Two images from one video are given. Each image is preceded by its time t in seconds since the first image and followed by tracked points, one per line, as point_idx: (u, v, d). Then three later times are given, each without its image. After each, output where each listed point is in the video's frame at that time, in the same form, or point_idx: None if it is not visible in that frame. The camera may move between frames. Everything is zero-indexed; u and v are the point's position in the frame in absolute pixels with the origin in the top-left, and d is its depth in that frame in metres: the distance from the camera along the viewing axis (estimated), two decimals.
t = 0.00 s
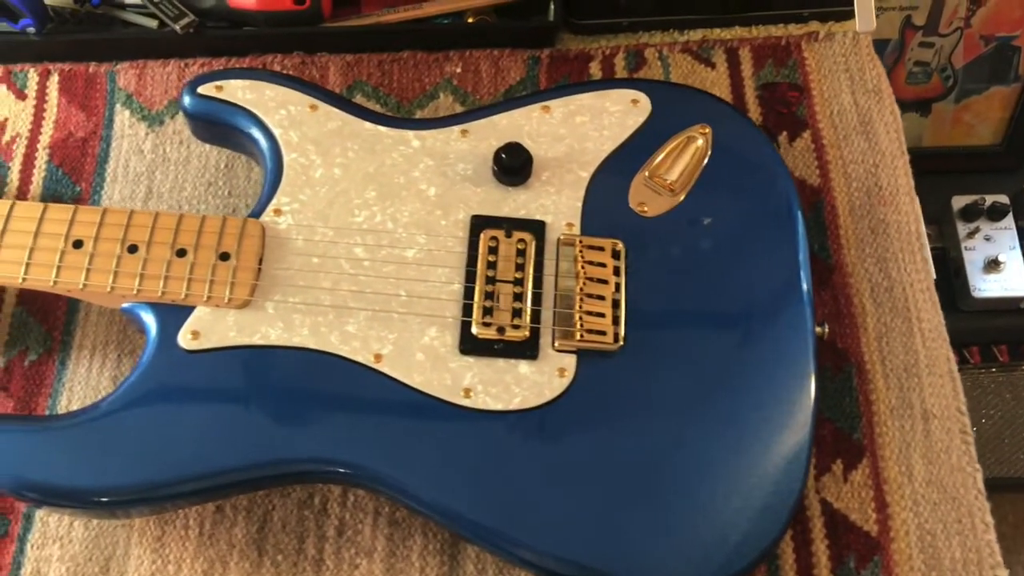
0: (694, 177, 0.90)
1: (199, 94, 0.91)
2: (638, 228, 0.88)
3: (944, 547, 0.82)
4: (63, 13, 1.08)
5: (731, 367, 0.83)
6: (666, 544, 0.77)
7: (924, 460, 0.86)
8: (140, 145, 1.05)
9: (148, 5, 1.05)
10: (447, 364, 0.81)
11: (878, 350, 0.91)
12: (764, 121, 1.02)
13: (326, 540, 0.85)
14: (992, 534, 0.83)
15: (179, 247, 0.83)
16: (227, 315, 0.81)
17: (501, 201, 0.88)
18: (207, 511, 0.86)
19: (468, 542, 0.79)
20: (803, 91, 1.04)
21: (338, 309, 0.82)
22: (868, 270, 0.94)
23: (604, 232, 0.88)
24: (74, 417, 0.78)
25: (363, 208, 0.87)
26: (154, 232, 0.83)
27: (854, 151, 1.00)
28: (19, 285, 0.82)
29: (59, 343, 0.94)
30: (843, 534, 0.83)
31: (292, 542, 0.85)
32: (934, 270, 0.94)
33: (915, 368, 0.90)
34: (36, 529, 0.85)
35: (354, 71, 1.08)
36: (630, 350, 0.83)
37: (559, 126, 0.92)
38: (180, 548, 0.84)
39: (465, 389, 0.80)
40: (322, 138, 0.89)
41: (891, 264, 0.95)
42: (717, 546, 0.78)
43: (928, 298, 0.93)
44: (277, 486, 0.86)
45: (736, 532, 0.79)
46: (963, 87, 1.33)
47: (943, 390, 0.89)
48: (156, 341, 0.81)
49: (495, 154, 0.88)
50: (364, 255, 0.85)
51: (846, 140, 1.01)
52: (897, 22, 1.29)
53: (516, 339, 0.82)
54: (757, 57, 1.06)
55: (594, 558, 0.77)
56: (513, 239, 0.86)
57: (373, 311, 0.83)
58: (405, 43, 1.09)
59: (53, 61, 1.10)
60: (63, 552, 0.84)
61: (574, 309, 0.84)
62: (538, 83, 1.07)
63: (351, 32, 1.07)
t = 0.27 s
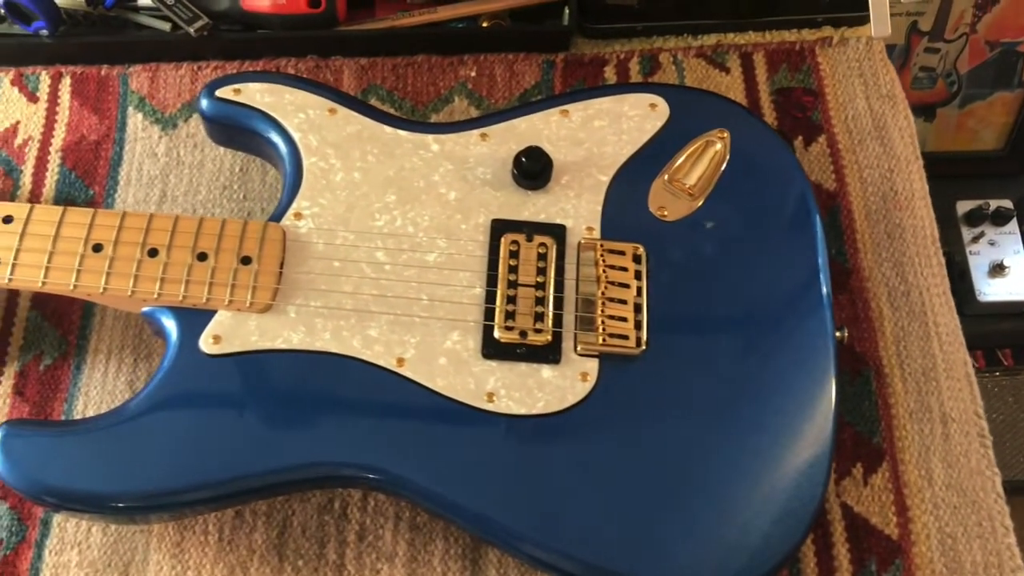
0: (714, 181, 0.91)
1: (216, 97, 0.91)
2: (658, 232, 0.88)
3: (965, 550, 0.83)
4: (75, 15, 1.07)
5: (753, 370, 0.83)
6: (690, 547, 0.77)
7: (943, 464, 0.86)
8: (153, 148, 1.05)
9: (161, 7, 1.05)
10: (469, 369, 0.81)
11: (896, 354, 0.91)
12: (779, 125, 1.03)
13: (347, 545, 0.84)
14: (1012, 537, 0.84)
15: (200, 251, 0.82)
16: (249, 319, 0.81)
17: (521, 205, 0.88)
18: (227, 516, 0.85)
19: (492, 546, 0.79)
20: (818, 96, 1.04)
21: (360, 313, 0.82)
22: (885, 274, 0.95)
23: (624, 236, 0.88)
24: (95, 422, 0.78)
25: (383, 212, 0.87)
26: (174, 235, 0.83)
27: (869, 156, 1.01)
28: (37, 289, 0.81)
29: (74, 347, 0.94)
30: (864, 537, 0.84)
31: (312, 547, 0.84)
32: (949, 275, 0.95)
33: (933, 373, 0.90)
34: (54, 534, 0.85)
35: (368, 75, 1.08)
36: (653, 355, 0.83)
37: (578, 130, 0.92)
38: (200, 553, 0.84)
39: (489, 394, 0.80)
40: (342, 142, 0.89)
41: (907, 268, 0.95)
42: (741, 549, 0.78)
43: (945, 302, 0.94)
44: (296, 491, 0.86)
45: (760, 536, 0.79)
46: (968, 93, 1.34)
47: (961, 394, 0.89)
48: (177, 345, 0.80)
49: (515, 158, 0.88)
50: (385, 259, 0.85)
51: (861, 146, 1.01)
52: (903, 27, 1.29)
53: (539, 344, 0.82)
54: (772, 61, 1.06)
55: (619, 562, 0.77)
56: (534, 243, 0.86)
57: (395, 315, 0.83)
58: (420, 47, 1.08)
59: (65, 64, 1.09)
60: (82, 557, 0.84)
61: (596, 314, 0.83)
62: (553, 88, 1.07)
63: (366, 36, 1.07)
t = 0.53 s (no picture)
0: (729, 185, 0.91)
1: (233, 100, 0.91)
2: (675, 237, 0.89)
3: (980, 554, 0.83)
4: (88, 17, 1.07)
5: (771, 374, 0.84)
6: (709, 550, 0.78)
7: (957, 468, 0.87)
8: (166, 151, 1.04)
9: (175, 10, 1.05)
10: (488, 373, 0.81)
11: (910, 359, 0.92)
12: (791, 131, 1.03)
13: (364, 549, 0.84)
14: None
15: (219, 254, 0.82)
16: (268, 322, 0.81)
17: (538, 209, 0.89)
18: (243, 520, 0.85)
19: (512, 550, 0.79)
20: (829, 103, 1.05)
21: (379, 316, 0.82)
22: (898, 279, 0.95)
23: (641, 241, 0.88)
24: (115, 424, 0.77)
25: (401, 216, 0.87)
26: (193, 239, 0.83)
27: (880, 162, 1.02)
28: (54, 292, 0.81)
29: (88, 350, 0.93)
30: (879, 541, 0.84)
31: (330, 551, 0.84)
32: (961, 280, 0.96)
33: (946, 378, 0.91)
34: (69, 538, 0.84)
35: (381, 79, 1.08)
36: (671, 359, 0.83)
37: (593, 135, 0.93)
38: (216, 557, 0.84)
39: (508, 398, 0.80)
40: (359, 146, 0.89)
41: (920, 273, 0.96)
42: (760, 553, 0.78)
43: (957, 307, 0.94)
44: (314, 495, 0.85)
45: (779, 540, 0.79)
46: (970, 99, 1.34)
47: (974, 399, 0.90)
48: (196, 348, 0.80)
49: (532, 163, 0.88)
50: (403, 263, 0.85)
51: (873, 152, 1.02)
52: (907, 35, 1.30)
53: (558, 348, 0.82)
54: (783, 68, 1.07)
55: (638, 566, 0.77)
56: (552, 248, 0.86)
57: (414, 319, 0.83)
58: (433, 52, 1.09)
59: (77, 66, 1.09)
60: (98, 561, 0.83)
61: (615, 318, 0.84)
62: (566, 93, 1.07)
63: (380, 40, 1.07)
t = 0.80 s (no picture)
0: (743, 191, 0.91)
1: (248, 103, 0.91)
2: (689, 243, 0.89)
3: (991, 560, 0.84)
4: (100, 19, 1.07)
5: (787, 379, 0.84)
6: (724, 555, 0.78)
7: (968, 475, 0.87)
8: (178, 153, 1.04)
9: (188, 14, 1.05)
10: (505, 377, 0.81)
11: (921, 366, 0.92)
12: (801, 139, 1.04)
13: (378, 553, 0.84)
14: None
15: (236, 258, 0.82)
16: (285, 325, 0.81)
17: (553, 214, 0.89)
18: (257, 524, 0.85)
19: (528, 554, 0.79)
20: (839, 110, 1.06)
21: (396, 320, 0.83)
22: (908, 286, 0.96)
23: (656, 247, 0.89)
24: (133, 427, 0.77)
25: (417, 220, 0.87)
26: (209, 242, 0.83)
27: (890, 170, 1.02)
28: (70, 295, 0.81)
29: (101, 353, 0.93)
30: (891, 547, 0.85)
31: (344, 555, 0.84)
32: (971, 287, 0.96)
33: (957, 384, 0.91)
34: (83, 541, 0.84)
35: (394, 84, 1.09)
36: (687, 365, 0.83)
37: (608, 141, 0.93)
38: (230, 561, 0.84)
39: (524, 403, 0.81)
40: (376, 150, 0.90)
41: (930, 280, 0.97)
42: (775, 557, 0.78)
43: (966, 315, 0.95)
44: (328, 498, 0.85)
45: (794, 545, 0.79)
46: (972, 108, 1.35)
47: (984, 405, 0.90)
48: (213, 351, 0.80)
49: (547, 169, 0.89)
50: (419, 267, 0.85)
51: (883, 160, 1.03)
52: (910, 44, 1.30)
53: (574, 353, 0.83)
54: (794, 75, 1.08)
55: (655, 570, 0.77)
56: (568, 253, 0.87)
57: (430, 323, 0.83)
58: (446, 57, 1.09)
59: (88, 68, 1.09)
60: (111, 564, 0.83)
61: (630, 324, 0.84)
62: (577, 99, 1.08)
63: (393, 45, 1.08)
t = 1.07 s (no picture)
0: (754, 202, 0.92)
1: (262, 112, 0.91)
2: (701, 254, 0.89)
3: (1001, 572, 0.84)
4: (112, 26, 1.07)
5: (799, 390, 0.84)
6: (737, 565, 0.78)
7: (978, 486, 0.88)
8: (189, 161, 1.04)
9: (200, 21, 1.05)
10: (519, 387, 0.82)
11: (930, 377, 0.93)
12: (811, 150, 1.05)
13: (390, 563, 0.84)
14: None
15: (251, 266, 0.83)
16: (300, 334, 0.81)
17: (566, 224, 0.89)
18: (270, 533, 0.85)
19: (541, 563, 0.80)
20: (848, 122, 1.07)
21: (410, 329, 0.83)
22: (917, 298, 0.97)
23: (668, 258, 0.89)
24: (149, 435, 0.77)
25: (431, 230, 0.88)
26: (224, 250, 0.83)
27: (899, 182, 1.03)
28: (85, 302, 0.81)
29: (112, 360, 0.93)
30: (902, 558, 0.85)
31: (356, 563, 0.84)
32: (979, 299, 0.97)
33: (966, 396, 0.92)
34: (95, 549, 0.84)
35: (405, 93, 1.09)
36: (699, 375, 0.84)
37: (620, 152, 0.94)
38: (242, 569, 0.84)
39: (538, 412, 0.81)
40: (390, 159, 0.90)
41: (939, 292, 0.97)
42: (788, 568, 0.79)
43: (975, 327, 0.96)
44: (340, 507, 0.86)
45: (807, 556, 0.79)
46: (976, 120, 1.36)
47: (994, 417, 0.91)
48: (227, 359, 0.80)
49: (560, 179, 0.89)
50: (433, 276, 0.86)
51: (891, 172, 1.04)
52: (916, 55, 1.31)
53: (588, 362, 0.83)
54: (802, 87, 1.08)
55: None
56: (581, 263, 0.87)
57: (444, 332, 0.83)
58: (456, 66, 1.10)
59: (99, 75, 1.09)
60: (123, 572, 0.83)
61: (644, 334, 0.84)
62: (587, 110, 1.08)
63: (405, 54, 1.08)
